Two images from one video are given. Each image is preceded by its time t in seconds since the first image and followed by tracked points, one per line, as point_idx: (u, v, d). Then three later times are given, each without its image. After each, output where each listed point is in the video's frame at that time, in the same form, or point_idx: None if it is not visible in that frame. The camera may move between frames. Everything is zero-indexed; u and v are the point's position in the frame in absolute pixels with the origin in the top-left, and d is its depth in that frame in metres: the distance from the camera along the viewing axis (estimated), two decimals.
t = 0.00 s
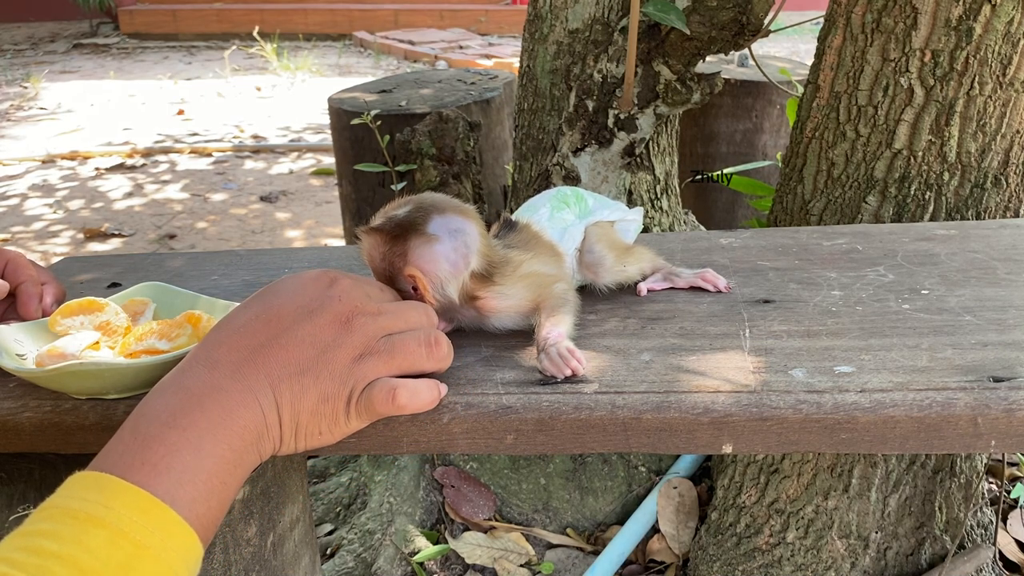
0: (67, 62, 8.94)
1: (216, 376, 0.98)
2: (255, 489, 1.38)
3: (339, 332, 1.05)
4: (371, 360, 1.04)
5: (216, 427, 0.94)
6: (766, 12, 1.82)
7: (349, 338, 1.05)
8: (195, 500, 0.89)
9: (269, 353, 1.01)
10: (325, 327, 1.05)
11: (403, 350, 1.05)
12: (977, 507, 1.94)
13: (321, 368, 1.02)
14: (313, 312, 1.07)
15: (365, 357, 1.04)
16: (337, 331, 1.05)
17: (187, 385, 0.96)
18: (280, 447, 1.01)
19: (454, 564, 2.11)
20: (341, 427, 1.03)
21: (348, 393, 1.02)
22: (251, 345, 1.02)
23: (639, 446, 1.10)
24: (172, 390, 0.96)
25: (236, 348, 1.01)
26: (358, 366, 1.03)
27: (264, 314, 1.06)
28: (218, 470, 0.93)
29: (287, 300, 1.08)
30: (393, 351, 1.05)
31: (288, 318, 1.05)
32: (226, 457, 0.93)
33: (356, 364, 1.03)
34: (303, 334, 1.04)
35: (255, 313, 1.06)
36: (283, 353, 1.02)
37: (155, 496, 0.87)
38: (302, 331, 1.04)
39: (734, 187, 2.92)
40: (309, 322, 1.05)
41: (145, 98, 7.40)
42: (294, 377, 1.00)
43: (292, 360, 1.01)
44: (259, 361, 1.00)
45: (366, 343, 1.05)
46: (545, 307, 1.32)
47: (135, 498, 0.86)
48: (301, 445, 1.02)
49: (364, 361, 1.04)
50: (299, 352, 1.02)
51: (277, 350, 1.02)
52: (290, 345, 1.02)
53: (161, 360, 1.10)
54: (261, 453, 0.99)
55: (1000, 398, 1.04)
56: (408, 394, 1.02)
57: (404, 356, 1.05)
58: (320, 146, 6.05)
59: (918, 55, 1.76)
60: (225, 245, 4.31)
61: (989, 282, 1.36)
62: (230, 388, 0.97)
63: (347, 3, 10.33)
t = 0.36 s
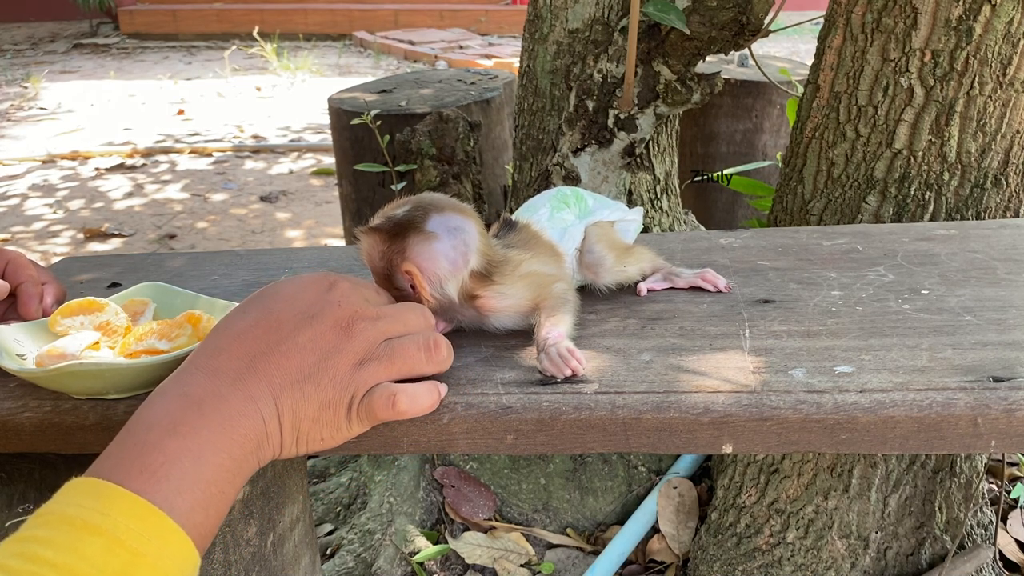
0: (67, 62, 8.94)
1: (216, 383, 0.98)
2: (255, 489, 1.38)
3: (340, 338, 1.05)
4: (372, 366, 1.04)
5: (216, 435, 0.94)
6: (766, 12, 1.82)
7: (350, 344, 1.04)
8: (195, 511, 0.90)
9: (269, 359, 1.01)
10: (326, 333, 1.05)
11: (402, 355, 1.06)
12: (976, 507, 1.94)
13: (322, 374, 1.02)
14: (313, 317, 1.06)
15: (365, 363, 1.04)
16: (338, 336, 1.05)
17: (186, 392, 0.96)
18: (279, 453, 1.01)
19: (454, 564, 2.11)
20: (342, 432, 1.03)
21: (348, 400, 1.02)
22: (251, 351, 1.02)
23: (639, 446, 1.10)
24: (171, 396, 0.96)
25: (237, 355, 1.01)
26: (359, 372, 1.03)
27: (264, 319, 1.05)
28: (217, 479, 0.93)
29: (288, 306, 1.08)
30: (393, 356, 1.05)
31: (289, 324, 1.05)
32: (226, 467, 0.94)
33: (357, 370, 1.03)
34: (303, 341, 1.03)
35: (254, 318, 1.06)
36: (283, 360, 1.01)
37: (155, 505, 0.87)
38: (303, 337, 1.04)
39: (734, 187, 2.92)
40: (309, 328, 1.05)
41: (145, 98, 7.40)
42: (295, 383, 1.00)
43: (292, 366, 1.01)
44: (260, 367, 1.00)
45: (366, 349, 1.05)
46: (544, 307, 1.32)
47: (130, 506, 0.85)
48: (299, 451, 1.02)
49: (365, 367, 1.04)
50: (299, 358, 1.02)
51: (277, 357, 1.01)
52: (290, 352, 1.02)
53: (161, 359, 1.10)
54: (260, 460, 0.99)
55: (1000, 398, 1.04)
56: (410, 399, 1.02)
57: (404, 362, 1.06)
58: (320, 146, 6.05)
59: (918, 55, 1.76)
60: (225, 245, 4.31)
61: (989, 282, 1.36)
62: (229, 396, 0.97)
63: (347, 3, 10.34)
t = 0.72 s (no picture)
0: (66, 62, 8.94)
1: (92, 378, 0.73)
2: (256, 489, 1.38)
3: (245, 306, 0.78)
4: (285, 334, 0.81)
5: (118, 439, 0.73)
6: (766, 12, 1.82)
7: (269, 308, 0.79)
8: (98, 539, 0.70)
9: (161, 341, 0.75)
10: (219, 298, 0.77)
11: (315, 318, 0.83)
12: (977, 507, 1.94)
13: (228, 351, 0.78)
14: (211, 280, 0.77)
15: (286, 328, 0.81)
16: (250, 301, 0.78)
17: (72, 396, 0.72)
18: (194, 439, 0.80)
19: (454, 564, 2.11)
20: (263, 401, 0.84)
21: (276, 367, 0.82)
22: (127, 337, 0.75)
23: (639, 446, 1.10)
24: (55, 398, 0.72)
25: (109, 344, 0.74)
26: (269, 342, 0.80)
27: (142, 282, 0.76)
28: (122, 489, 0.72)
29: (172, 273, 0.76)
30: (307, 317, 0.82)
31: (176, 290, 0.76)
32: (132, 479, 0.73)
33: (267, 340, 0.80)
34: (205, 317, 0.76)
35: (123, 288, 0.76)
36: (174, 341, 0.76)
37: (51, 525, 0.67)
38: (205, 313, 0.76)
39: (734, 187, 2.92)
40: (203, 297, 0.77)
41: (145, 98, 7.39)
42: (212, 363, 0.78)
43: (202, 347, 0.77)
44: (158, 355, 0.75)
45: (291, 313, 0.81)
46: (544, 308, 1.32)
47: (18, 525, 0.66)
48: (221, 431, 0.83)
49: (284, 332, 0.81)
50: (197, 336, 0.76)
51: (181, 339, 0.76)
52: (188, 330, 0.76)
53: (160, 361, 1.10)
54: (172, 454, 0.78)
55: (1000, 398, 1.04)
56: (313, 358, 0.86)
57: (318, 325, 0.83)
58: (320, 147, 6.05)
59: (918, 55, 1.76)
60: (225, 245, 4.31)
61: (989, 282, 1.36)
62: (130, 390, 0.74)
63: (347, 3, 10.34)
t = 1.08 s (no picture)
0: (66, 62, 8.93)
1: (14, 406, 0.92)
2: (256, 489, 1.38)
3: (136, 339, 1.03)
4: (183, 359, 1.06)
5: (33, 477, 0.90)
6: (766, 12, 1.83)
7: (150, 344, 1.04)
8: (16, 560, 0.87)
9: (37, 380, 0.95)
10: (109, 339, 1.01)
11: (210, 340, 1.09)
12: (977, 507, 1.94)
13: (89, 383, 0.97)
14: (97, 326, 1.01)
15: (174, 359, 1.05)
16: (134, 340, 1.02)
17: None
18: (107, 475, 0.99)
19: (454, 564, 2.11)
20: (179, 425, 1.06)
21: (172, 398, 1.05)
22: (45, 379, 0.95)
23: (639, 446, 1.10)
24: None
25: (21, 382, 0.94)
26: (181, 363, 1.06)
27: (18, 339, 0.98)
28: (45, 520, 0.90)
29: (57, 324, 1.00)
30: (201, 345, 1.08)
31: (64, 342, 0.98)
32: (42, 487, 0.90)
33: (177, 362, 1.06)
34: (98, 359, 0.99)
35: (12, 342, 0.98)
36: (57, 376, 0.96)
37: None
38: (96, 357, 0.99)
39: (734, 187, 2.92)
40: (96, 339, 1.00)
41: (145, 98, 7.39)
42: (91, 408, 0.96)
43: (89, 393, 0.96)
44: (60, 402, 0.94)
45: (168, 345, 1.06)
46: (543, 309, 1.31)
47: None
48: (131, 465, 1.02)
49: (174, 363, 1.05)
50: (74, 370, 0.97)
51: (73, 386, 0.96)
52: (81, 373, 0.97)
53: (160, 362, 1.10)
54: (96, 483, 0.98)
55: (1001, 398, 1.04)
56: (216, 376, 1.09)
57: (213, 347, 1.09)
58: (320, 146, 6.05)
59: (918, 55, 1.76)
60: (225, 245, 4.30)
61: (989, 282, 1.36)
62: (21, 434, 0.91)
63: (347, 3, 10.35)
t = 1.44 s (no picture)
0: (66, 62, 8.93)
1: (83, 530, 0.91)
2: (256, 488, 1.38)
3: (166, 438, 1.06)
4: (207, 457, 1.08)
5: None
6: (766, 12, 1.83)
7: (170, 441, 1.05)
8: None
9: (104, 503, 0.93)
10: (186, 475, 0.96)
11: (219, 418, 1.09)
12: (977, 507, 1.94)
13: (156, 520, 0.94)
14: (192, 455, 0.96)
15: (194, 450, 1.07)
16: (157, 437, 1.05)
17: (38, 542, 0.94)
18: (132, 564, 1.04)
19: (454, 564, 2.12)
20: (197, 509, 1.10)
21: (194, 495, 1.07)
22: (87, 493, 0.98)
23: (638, 445, 1.10)
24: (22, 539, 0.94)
25: (85, 495, 0.93)
26: (229, 514, 0.96)
27: (100, 452, 0.94)
28: None
29: (144, 462, 0.95)
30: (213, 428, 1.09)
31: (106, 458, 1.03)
32: None
33: (225, 515, 0.96)
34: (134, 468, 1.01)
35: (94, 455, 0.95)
36: (122, 504, 0.93)
37: None
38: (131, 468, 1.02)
39: (734, 187, 2.92)
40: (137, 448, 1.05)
41: (145, 98, 7.39)
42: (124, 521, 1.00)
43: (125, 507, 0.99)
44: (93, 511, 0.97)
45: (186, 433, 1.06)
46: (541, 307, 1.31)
47: None
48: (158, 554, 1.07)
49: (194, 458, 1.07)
50: (138, 506, 0.93)
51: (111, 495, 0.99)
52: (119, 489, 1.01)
53: (161, 360, 1.11)
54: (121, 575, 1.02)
55: (1001, 397, 1.04)
56: (288, 522, 1.00)
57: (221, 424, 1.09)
58: (320, 146, 6.05)
59: (918, 55, 1.76)
60: (225, 245, 4.31)
61: (990, 283, 1.36)
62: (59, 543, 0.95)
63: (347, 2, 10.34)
